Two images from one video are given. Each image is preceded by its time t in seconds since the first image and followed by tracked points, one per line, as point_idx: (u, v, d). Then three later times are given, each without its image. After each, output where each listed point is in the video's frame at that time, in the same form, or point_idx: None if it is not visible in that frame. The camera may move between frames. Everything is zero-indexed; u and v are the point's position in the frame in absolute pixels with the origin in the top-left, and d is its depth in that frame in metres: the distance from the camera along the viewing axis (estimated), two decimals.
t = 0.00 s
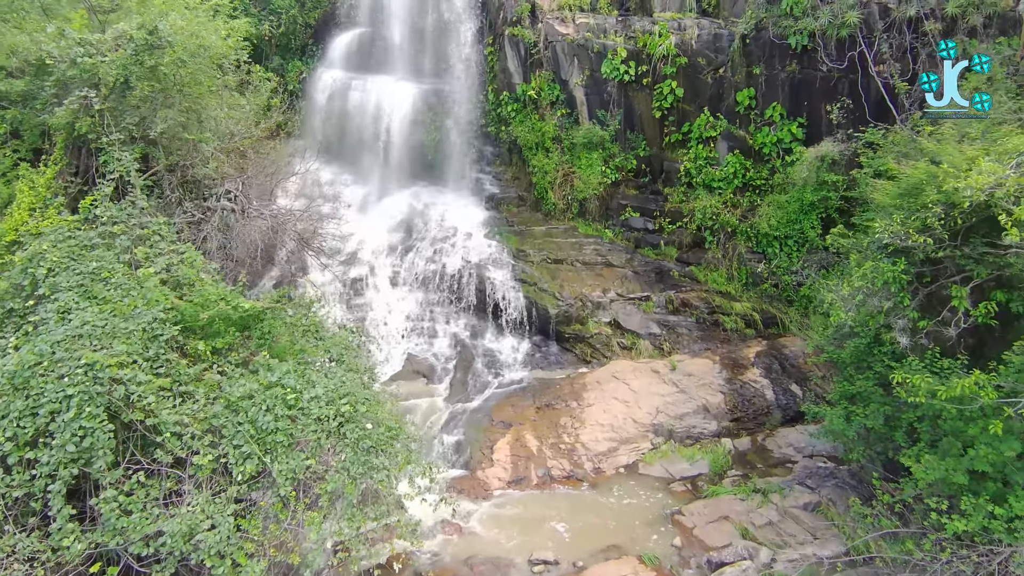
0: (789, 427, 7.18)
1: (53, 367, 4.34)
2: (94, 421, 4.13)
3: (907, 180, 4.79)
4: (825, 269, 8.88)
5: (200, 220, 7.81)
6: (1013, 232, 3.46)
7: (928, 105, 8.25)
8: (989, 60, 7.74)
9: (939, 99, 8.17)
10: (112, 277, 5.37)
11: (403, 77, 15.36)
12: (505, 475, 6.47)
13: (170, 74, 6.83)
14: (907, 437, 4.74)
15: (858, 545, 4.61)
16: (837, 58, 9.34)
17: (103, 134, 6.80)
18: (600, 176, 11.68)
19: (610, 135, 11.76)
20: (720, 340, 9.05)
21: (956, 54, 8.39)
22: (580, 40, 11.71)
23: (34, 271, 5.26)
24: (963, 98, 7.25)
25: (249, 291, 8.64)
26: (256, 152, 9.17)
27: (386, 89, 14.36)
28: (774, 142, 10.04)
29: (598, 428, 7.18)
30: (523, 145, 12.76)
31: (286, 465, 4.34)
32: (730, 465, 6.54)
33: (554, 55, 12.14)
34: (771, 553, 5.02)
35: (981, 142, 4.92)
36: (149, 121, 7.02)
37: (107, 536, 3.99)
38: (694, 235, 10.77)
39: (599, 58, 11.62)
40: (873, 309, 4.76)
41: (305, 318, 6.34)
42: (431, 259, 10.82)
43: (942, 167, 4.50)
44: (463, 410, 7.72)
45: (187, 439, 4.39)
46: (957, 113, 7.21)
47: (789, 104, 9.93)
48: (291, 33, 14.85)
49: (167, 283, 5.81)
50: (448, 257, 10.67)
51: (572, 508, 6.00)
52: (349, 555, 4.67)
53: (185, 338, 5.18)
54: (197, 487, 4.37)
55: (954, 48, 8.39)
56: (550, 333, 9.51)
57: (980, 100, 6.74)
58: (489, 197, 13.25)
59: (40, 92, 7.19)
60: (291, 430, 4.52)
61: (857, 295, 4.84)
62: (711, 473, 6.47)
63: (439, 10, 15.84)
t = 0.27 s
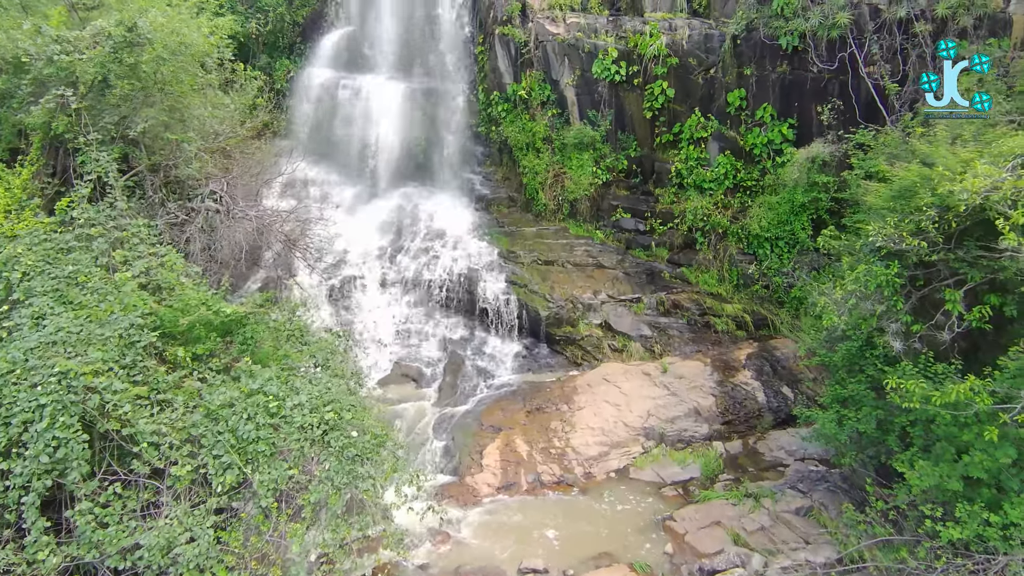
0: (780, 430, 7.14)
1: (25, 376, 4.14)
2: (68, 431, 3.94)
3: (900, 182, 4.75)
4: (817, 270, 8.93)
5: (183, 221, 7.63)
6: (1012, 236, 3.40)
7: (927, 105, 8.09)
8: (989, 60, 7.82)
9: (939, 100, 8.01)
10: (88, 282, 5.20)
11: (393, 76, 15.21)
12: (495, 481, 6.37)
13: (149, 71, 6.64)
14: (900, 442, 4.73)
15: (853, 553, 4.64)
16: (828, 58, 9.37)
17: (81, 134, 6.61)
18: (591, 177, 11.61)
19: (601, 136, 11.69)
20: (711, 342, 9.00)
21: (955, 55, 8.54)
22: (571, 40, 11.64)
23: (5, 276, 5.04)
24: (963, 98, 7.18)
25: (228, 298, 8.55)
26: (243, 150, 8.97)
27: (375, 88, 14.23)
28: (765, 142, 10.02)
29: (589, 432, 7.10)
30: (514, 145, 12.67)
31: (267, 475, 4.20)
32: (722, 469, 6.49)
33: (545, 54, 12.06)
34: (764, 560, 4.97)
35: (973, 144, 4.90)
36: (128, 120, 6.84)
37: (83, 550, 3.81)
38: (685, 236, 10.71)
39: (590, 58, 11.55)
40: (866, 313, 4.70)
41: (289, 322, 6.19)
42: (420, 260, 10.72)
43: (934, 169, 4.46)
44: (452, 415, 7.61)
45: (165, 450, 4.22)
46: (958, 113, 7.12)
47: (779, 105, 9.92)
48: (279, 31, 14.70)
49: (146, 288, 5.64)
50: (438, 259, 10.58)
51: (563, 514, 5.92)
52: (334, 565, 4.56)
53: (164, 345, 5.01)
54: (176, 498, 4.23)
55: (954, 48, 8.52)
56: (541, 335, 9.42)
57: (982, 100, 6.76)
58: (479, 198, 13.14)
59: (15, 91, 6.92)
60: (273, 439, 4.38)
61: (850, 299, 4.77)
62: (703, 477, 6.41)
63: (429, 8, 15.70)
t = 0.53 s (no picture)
0: (774, 433, 7.09)
1: None
2: (45, 440, 3.72)
3: (895, 184, 4.69)
4: (810, 271, 8.91)
5: (168, 223, 7.47)
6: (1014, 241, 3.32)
7: (927, 105, 7.95)
8: (989, 60, 7.53)
9: (939, 100, 7.85)
10: (66, 286, 4.99)
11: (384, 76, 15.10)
12: (485, 487, 6.27)
13: (131, 69, 6.48)
14: (895, 448, 4.70)
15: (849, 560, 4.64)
16: (821, 59, 9.36)
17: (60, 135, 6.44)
18: (583, 178, 11.53)
19: (593, 136, 11.61)
20: (704, 345, 8.93)
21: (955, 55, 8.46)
22: (564, 39, 11.55)
23: None
24: (962, 98, 7.20)
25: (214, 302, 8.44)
26: (229, 150, 8.80)
27: (366, 87, 14.10)
28: (757, 143, 9.98)
29: (581, 436, 7.02)
30: (506, 145, 12.59)
31: (250, 486, 4.07)
32: (715, 473, 6.43)
33: (537, 54, 11.97)
34: (758, 567, 4.91)
35: (967, 146, 4.85)
36: (109, 120, 6.69)
37: (59, 564, 3.62)
38: (678, 237, 10.65)
39: (583, 58, 11.47)
40: (861, 317, 4.64)
41: (275, 326, 6.05)
42: (411, 262, 10.63)
43: (930, 171, 4.41)
44: (443, 419, 7.50)
45: (144, 461, 4.04)
46: (957, 113, 7.14)
47: (772, 106, 9.89)
48: (268, 29, 14.50)
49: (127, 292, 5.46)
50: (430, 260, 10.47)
51: (555, 521, 5.84)
52: None
53: (145, 351, 4.84)
54: (155, 509, 4.09)
55: (954, 48, 8.45)
56: (533, 337, 9.33)
57: (982, 100, 6.81)
58: (471, 198, 13.04)
59: None
60: (257, 448, 4.25)
61: (845, 304, 4.69)
62: (696, 482, 6.34)
63: (420, 6, 15.54)
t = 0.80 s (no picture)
0: (769, 436, 7.04)
1: None
2: (25, 449, 3.58)
3: (891, 186, 4.64)
4: (805, 272, 8.89)
5: (156, 224, 7.34)
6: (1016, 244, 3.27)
7: (927, 105, 7.94)
8: (989, 60, 7.57)
9: (939, 100, 7.84)
10: (48, 289, 4.78)
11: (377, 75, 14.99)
12: (478, 492, 6.19)
13: (117, 68, 6.39)
14: (892, 452, 4.66)
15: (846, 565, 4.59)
16: (816, 60, 9.34)
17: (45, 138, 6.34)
18: (578, 178, 11.47)
19: (588, 137, 11.56)
20: (699, 346, 8.87)
21: (955, 55, 8.42)
22: (558, 39, 11.48)
23: None
24: (963, 98, 7.17)
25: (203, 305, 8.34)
26: (218, 150, 8.68)
27: (359, 87, 14.00)
28: (752, 144, 9.95)
29: (575, 440, 6.95)
30: (500, 146, 12.51)
31: (235, 494, 3.95)
32: (710, 477, 6.38)
33: (532, 54, 11.88)
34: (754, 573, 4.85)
35: (964, 147, 4.82)
36: (94, 120, 6.58)
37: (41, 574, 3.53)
38: (673, 238, 10.60)
39: (577, 58, 11.41)
40: (857, 321, 4.58)
41: (263, 330, 5.93)
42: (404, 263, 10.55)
43: (927, 173, 4.37)
44: (435, 423, 7.42)
45: (127, 469, 3.92)
46: (957, 112, 7.09)
47: (767, 106, 9.87)
48: (260, 28, 14.35)
49: (111, 295, 5.28)
50: (423, 262, 10.39)
51: (549, 526, 5.76)
52: None
53: (129, 356, 4.69)
54: (139, 518, 3.99)
55: (954, 48, 8.41)
56: (527, 339, 9.26)
57: (982, 100, 6.75)
58: (465, 198, 12.96)
59: None
60: (243, 456, 4.14)
61: (841, 307, 4.63)
62: (691, 486, 6.28)
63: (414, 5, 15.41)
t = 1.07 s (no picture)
0: (765, 436, 7.03)
1: None
2: (13, 451, 3.52)
3: (888, 186, 4.63)
4: (801, 272, 8.89)
5: (150, 224, 7.29)
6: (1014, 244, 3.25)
7: (927, 105, 8.07)
8: (989, 61, 7.67)
9: (940, 100, 7.98)
10: (39, 290, 4.66)
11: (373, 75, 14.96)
12: (474, 493, 6.15)
13: (109, 67, 6.34)
14: (888, 453, 4.66)
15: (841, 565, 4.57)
16: (812, 60, 9.36)
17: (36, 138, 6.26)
18: (574, 178, 11.45)
19: (584, 136, 11.53)
20: (695, 347, 8.84)
21: (956, 55, 8.45)
22: (554, 38, 11.46)
23: None
24: (962, 97, 7.26)
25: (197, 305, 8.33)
26: (211, 149, 8.63)
27: (354, 87, 13.94)
28: (749, 144, 9.96)
29: (571, 440, 6.92)
30: (497, 146, 12.49)
31: (228, 497, 3.90)
32: (706, 477, 6.36)
33: (528, 53, 11.83)
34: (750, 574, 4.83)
35: (959, 147, 4.82)
36: (86, 120, 6.52)
37: None
38: (669, 238, 10.57)
39: (574, 58, 11.38)
40: (854, 321, 4.56)
41: (256, 331, 5.87)
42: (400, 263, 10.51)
43: (924, 172, 4.36)
44: (431, 424, 7.38)
45: (117, 471, 3.86)
46: (957, 112, 7.19)
47: (763, 106, 9.88)
48: (255, 28, 14.29)
49: (101, 295, 5.17)
50: (419, 262, 10.37)
51: (545, 527, 5.73)
52: None
53: (120, 357, 4.61)
54: (130, 521, 3.93)
55: (954, 47, 8.44)
56: (523, 340, 9.23)
57: (982, 99, 6.81)
58: (461, 198, 12.92)
59: None
60: (235, 458, 4.08)
61: (838, 307, 4.61)
62: (687, 486, 6.26)
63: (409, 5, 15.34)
